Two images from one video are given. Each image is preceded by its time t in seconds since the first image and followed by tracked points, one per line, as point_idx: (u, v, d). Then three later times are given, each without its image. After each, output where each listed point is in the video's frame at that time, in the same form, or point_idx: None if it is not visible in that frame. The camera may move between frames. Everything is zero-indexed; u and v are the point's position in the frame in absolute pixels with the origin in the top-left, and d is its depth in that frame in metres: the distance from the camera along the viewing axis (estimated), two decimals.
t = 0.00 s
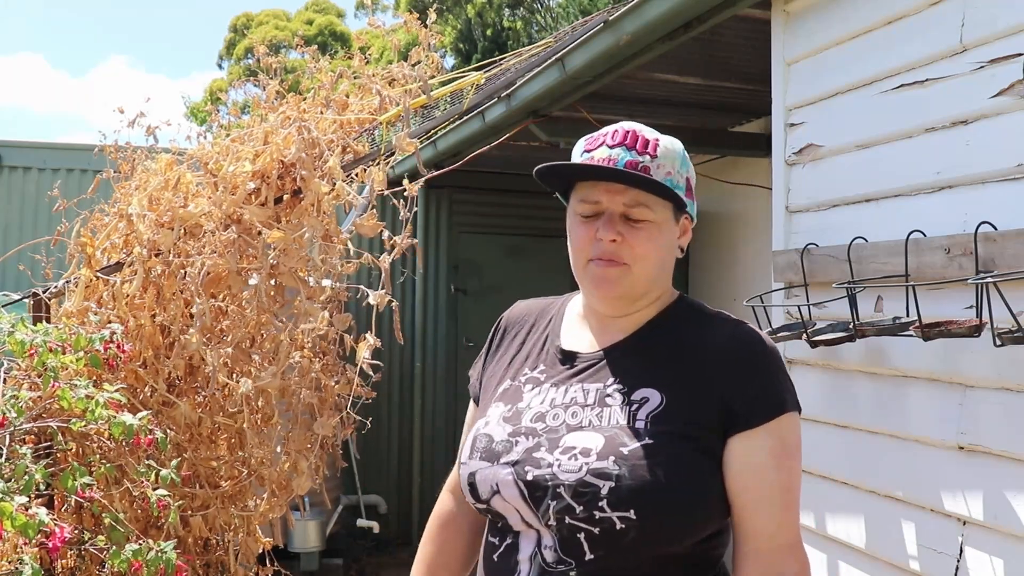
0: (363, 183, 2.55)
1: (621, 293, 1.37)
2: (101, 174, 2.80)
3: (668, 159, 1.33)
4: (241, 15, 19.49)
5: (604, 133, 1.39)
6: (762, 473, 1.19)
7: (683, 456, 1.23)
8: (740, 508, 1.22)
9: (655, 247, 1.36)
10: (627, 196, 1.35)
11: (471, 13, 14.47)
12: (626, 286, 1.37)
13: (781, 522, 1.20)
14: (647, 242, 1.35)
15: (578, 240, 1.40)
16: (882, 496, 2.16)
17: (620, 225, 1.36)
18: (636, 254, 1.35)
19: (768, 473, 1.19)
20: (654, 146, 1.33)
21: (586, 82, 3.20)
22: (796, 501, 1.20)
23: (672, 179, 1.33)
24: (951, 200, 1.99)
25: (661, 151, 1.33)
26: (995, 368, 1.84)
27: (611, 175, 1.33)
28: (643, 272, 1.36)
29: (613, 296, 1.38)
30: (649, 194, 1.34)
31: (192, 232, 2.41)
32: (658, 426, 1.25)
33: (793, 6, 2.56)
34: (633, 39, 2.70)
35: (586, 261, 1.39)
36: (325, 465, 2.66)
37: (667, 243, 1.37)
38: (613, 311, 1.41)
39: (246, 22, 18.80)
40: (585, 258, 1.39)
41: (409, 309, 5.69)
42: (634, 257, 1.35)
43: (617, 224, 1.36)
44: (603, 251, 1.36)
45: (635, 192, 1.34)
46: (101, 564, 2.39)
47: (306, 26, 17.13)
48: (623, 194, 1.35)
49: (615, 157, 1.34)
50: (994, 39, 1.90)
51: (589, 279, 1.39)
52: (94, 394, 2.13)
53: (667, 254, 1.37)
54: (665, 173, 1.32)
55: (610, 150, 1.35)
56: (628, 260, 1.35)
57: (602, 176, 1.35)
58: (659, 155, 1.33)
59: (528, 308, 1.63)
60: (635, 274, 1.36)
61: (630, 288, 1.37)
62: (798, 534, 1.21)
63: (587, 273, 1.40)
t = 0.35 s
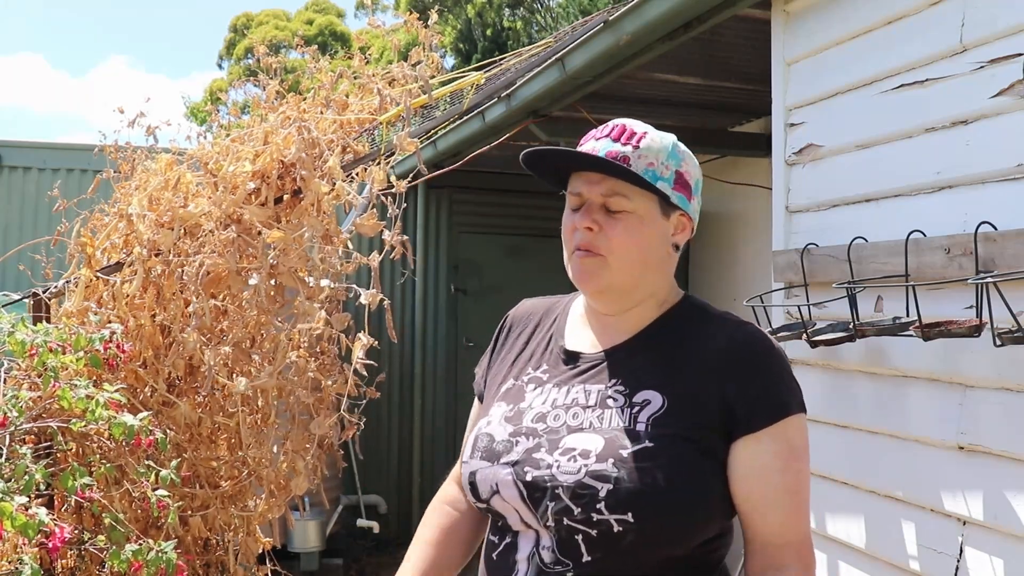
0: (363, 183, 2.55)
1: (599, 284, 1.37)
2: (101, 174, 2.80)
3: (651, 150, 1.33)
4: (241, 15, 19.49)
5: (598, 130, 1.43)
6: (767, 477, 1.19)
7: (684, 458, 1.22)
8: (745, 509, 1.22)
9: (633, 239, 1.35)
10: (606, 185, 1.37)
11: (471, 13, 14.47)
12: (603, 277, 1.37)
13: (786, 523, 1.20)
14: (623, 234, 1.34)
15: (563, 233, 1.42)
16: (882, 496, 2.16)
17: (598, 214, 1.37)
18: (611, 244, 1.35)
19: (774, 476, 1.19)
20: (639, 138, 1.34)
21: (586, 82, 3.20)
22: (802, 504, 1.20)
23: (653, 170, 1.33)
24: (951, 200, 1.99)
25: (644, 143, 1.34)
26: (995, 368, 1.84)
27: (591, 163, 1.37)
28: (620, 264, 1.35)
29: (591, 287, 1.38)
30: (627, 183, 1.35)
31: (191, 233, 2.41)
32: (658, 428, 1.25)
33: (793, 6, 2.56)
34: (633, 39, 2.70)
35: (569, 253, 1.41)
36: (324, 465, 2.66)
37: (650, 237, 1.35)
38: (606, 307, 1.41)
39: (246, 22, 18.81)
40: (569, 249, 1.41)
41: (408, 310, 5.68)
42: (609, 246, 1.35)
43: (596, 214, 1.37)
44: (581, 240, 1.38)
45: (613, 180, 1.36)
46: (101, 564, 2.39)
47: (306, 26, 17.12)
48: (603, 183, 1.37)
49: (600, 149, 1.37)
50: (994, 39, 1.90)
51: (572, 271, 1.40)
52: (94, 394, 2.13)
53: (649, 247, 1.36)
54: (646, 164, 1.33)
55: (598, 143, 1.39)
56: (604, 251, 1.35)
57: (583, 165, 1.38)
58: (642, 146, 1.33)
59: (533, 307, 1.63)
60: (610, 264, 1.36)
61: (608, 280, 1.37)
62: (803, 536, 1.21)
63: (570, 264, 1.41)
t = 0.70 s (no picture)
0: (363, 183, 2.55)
1: (604, 285, 1.38)
2: (101, 174, 2.80)
3: (655, 151, 1.33)
4: (241, 15, 19.49)
5: (605, 132, 1.43)
6: (762, 476, 1.18)
7: (680, 457, 1.22)
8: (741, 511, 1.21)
9: (635, 240, 1.35)
10: (609, 186, 1.38)
11: (471, 13, 14.47)
12: (607, 277, 1.37)
13: (784, 525, 1.18)
14: (625, 235, 1.35)
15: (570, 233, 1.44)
16: (882, 495, 2.17)
17: (601, 215, 1.38)
18: (613, 244, 1.35)
19: (768, 476, 1.18)
20: (643, 139, 1.35)
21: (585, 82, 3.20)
22: (800, 506, 1.18)
23: (656, 171, 1.33)
24: (951, 201, 1.99)
25: (649, 143, 1.34)
26: (995, 368, 1.84)
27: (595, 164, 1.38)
28: (623, 264, 1.36)
29: (596, 287, 1.38)
30: (629, 184, 1.36)
31: (192, 233, 2.41)
32: (655, 427, 1.25)
33: (793, 6, 2.56)
34: (633, 39, 2.70)
35: (575, 253, 1.42)
36: (325, 466, 2.66)
37: (652, 238, 1.36)
38: (612, 308, 1.41)
39: (246, 22, 18.81)
40: (575, 250, 1.42)
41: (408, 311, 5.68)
42: (612, 247, 1.36)
43: (599, 215, 1.38)
44: (585, 241, 1.39)
45: (615, 181, 1.37)
46: (101, 564, 2.39)
47: (306, 26, 17.12)
48: (606, 184, 1.38)
49: (604, 150, 1.38)
50: (994, 39, 1.90)
51: (577, 271, 1.42)
52: (94, 394, 2.13)
53: (653, 248, 1.36)
54: (648, 164, 1.33)
55: (604, 144, 1.40)
56: (607, 252, 1.36)
57: (587, 166, 1.40)
58: (646, 147, 1.34)
59: (546, 306, 1.64)
60: (613, 264, 1.36)
61: (611, 281, 1.37)
62: (803, 539, 1.18)
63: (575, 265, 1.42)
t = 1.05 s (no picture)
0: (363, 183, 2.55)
1: (642, 284, 1.36)
2: (101, 174, 2.80)
3: (693, 154, 1.34)
4: (241, 15, 19.50)
5: (630, 130, 1.41)
6: (771, 481, 1.18)
7: (692, 461, 1.22)
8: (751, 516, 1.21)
9: (678, 241, 1.35)
10: (650, 186, 1.36)
11: (471, 13, 14.46)
12: (647, 277, 1.36)
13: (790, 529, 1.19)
14: (669, 236, 1.35)
15: (600, 231, 1.40)
16: (882, 496, 2.17)
17: (642, 215, 1.36)
18: (658, 244, 1.34)
19: (778, 482, 1.18)
20: (680, 140, 1.34)
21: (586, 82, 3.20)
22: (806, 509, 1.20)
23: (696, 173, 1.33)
24: (951, 201, 1.99)
25: (687, 145, 1.34)
26: (995, 368, 1.84)
27: (635, 162, 1.36)
28: (665, 264, 1.35)
29: (634, 286, 1.37)
30: (673, 185, 1.35)
31: (192, 233, 2.41)
32: (667, 431, 1.25)
33: (793, 6, 2.56)
34: (633, 39, 2.70)
35: (607, 252, 1.39)
36: (324, 466, 2.66)
37: (688, 240, 1.37)
38: (635, 308, 1.40)
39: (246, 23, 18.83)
40: (608, 247, 1.39)
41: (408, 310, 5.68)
42: (655, 247, 1.35)
43: (640, 214, 1.36)
44: (624, 240, 1.36)
45: (658, 181, 1.35)
46: (101, 564, 2.39)
47: (306, 26, 17.13)
48: (647, 183, 1.36)
49: (640, 149, 1.36)
50: (994, 39, 1.90)
51: (610, 270, 1.39)
52: (94, 394, 2.13)
53: (688, 250, 1.37)
54: (690, 167, 1.33)
55: (636, 142, 1.37)
56: (649, 252, 1.35)
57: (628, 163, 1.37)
58: (684, 148, 1.34)
59: (546, 307, 1.63)
60: (655, 264, 1.35)
61: (651, 281, 1.36)
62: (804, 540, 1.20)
63: (608, 263, 1.39)
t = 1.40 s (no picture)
0: (363, 183, 2.55)
1: (646, 284, 1.36)
2: (101, 174, 2.80)
3: (705, 156, 1.33)
4: (241, 15, 19.50)
5: (641, 126, 1.39)
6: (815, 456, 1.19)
7: (709, 459, 1.23)
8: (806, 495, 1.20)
9: (684, 244, 1.36)
10: (661, 187, 1.36)
11: (471, 13, 14.46)
12: (651, 278, 1.36)
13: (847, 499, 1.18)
14: (677, 238, 1.35)
15: (607, 229, 1.39)
16: (882, 495, 2.17)
17: (652, 216, 1.36)
18: (666, 246, 1.34)
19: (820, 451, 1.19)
20: (693, 142, 1.34)
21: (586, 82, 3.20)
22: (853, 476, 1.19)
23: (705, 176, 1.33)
24: (951, 201, 1.99)
25: (699, 148, 1.33)
26: (995, 368, 1.84)
27: (647, 162, 1.35)
28: (670, 266, 1.35)
29: (639, 286, 1.36)
30: (684, 188, 1.35)
31: (191, 233, 2.41)
32: (684, 430, 1.25)
33: (793, 6, 2.56)
34: (633, 39, 2.70)
35: (612, 250, 1.39)
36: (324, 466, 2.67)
37: (694, 243, 1.37)
38: (637, 307, 1.40)
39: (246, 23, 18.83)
40: (613, 246, 1.38)
41: (408, 310, 5.69)
42: (663, 248, 1.35)
43: (649, 215, 1.36)
44: (632, 239, 1.36)
45: (670, 183, 1.35)
46: (101, 564, 2.39)
47: (306, 26, 17.13)
48: (658, 185, 1.36)
49: (652, 148, 1.35)
50: (994, 39, 1.91)
51: (615, 268, 1.38)
52: (94, 394, 2.13)
53: (693, 253, 1.37)
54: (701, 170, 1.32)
55: (647, 139, 1.36)
56: (656, 252, 1.35)
57: (641, 160, 1.36)
58: (696, 151, 1.33)
59: (534, 304, 1.62)
60: (661, 266, 1.35)
61: (656, 281, 1.36)
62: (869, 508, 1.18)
63: (613, 262, 1.38)
